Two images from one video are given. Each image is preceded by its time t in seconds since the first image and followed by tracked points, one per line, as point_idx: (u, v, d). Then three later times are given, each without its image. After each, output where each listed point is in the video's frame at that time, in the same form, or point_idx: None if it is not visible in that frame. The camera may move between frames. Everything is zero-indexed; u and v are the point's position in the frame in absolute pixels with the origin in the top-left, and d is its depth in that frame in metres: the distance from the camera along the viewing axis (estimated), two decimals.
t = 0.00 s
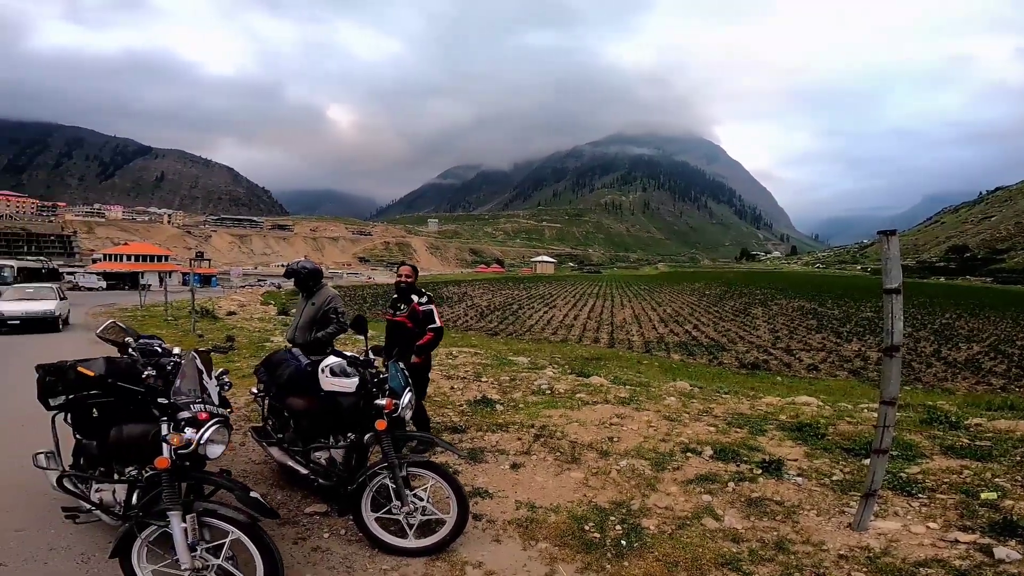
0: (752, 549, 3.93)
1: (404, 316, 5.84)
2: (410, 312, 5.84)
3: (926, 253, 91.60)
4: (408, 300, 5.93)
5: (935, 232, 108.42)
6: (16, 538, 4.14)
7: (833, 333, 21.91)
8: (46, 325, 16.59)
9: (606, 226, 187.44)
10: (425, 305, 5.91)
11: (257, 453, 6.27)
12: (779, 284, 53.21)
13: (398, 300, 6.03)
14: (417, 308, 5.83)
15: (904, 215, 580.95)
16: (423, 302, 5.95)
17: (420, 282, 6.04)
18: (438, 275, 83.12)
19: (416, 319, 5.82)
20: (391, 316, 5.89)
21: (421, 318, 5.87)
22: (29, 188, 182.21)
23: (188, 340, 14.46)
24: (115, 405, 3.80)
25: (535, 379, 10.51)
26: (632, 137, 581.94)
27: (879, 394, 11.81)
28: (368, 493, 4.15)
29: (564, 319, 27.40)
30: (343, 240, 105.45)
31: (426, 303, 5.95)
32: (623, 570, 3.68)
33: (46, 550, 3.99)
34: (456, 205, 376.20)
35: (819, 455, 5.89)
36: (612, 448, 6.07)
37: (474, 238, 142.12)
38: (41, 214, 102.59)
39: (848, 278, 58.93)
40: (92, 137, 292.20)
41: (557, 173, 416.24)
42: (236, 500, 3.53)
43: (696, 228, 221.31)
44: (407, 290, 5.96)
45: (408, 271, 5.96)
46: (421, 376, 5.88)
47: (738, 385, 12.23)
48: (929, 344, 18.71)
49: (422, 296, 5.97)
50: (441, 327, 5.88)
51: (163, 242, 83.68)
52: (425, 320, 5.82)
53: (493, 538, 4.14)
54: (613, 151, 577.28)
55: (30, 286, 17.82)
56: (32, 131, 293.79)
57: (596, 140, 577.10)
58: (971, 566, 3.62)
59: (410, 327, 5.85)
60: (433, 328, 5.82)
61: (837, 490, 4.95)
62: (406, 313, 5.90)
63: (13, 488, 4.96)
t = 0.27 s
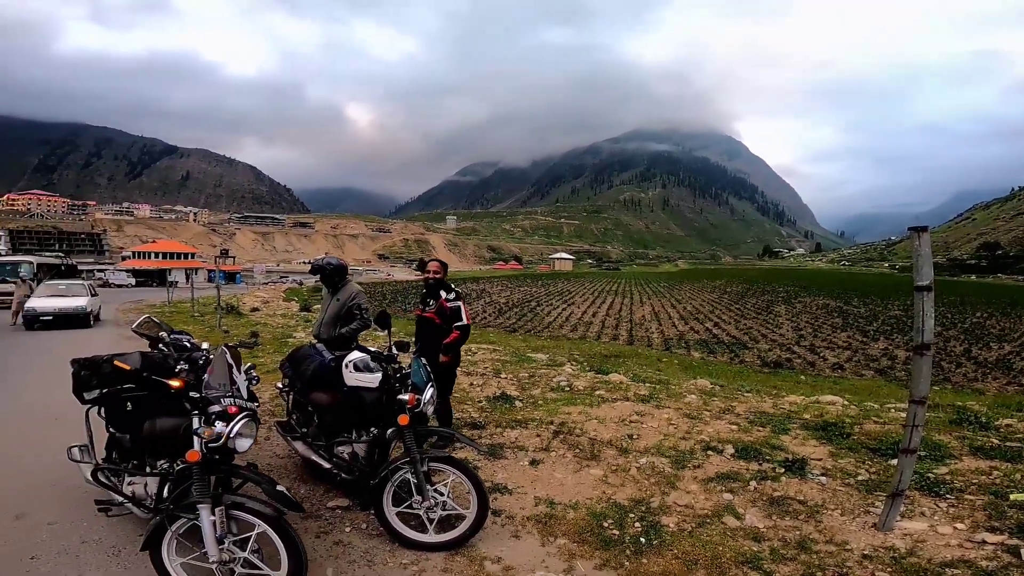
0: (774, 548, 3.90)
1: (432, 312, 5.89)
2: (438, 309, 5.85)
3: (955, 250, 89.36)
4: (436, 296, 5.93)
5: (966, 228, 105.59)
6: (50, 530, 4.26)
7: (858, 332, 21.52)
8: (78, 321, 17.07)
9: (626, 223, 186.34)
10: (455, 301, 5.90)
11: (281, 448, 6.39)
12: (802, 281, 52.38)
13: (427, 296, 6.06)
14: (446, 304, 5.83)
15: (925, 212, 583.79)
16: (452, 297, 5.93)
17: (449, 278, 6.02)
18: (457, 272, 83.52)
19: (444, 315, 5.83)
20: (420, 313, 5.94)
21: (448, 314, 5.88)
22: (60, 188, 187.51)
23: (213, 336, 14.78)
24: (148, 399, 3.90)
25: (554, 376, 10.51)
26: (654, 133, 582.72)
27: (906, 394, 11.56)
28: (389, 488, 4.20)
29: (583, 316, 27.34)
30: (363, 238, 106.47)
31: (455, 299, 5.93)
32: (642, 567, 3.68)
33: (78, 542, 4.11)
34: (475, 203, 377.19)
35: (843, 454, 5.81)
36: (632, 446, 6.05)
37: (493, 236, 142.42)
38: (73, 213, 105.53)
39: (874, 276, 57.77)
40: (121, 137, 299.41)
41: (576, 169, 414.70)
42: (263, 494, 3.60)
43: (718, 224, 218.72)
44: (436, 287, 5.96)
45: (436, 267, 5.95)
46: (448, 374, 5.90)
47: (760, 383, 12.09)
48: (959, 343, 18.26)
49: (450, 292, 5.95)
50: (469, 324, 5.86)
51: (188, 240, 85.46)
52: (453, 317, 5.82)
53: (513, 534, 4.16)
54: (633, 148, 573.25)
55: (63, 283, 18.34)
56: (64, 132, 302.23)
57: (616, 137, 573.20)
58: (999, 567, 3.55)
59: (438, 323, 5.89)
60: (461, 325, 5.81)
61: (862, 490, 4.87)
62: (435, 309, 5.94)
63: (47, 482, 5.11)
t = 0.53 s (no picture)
0: (788, 547, 3.88)
1: (451, 307, 5.89)
2: (457, 303, 5.88)
3: (978, 249, 87.67)
4: (455, 290, 5.96)
5: (990, 227, 103.51)
6: (73, 522, 4.36)
7: (878, 331, 21.21)
8: (101, 315, 17.39)
9: (640, 220, 185.36)
10: (473, 296, 5.93)
11: (298, 441, 6.48)
12: (820, 280, 51.77)
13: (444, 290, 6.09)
14: (465, 299, 5.87)
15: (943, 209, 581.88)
16: (471, 292, 5.97)
17: (466, 272, 6.03)
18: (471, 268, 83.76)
19: (462, 310, 5.87)
20: (439, 309, 5.96)
21: (467, 309, 5.92)
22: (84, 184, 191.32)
23: (232, 330, 14.98)
24: (171, 392, 4.00)
25: (568, 373, 10.51)
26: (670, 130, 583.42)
27: (927, 395, 11.38)
28: (404, 482, 4.24)
29: (597, 313, 27.28)
30: (378, 234, 107.11)
31: (473, 294, 5.96)
32: (655, 564, 3.68)
33: (101, 534, 4.21)
34: (489, 200, 377.60)
35: (862, 454, 5.74)
36: (646, 443, 6.04)
37: (507, 232, 142.58)
38: (96, 209, 107.62)
39: (894, 275, 56.94)
40: (141, 134, 304.32)
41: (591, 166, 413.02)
42: (281, 488, 3.65)
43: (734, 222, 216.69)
44: (454, 281, 6.00)
45: (452, 262, 5.97)
46: (467, 368, 5.97)
47: (777, 382, 11.97)
48: (982, 344, 17.91)
49: (468, 287, 5.97)
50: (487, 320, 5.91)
51: (207, 236, 86.67)
52: (472, 312, 5.87)
53: (526, 529, 4.18)
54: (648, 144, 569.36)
55: (86, 278, 18.70)
56: (87, 129, 307.93)
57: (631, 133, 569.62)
58: (1018, 570, 3.49)
59: (457, 318, 5.91)
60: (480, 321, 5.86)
61: (880, 490, 4.81)
62: (454, 303, 5.98)
63: (71, 475, 5.22)
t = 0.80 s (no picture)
0: (805, 546, 3.84)
1: (464, 304, 5.93)
2: (470, 300, 5.91)
3: (1002, 246, 85.74)
4: (468, 287, 5.98)
5: (1015, 224, 101.07)
6: (97, 517, 4.46)
7: (899, 330, 20.84)
8: (124, 313, 17.74)
9: (655, 217, 184.28)
10: (486, 292, 5.95)
11: (315, 437, 6.55)
12: (839, 277, 51.02)
13: (457, 287, 6.13)
14: (477, 295, 5.89)
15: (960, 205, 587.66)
16: (483, 288, 5.98)
17: (478, 270, 6.06)
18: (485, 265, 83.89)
19: (476, 306, 5.89)
20: (453, 305, 6.00)
21: (480, 305, 5.93)
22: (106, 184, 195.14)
23: (250, 327, 15.20)
24: (194, 387, 4.07)
25: (582, 370, 10.48)
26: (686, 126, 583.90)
27: (950, 394, 11.14)
28: (420, 478, 4.27)
29: (611, 310, 27.18)
30: (393, 231, 107.66)
31: (486, 290, 5.97)
32: (669, 562, 3.67)
33: (124, 528, 4.30)
34: (503, 197, 377.75)
35: (881, 454, 5.65)
36: (661, 441, 6.01)
37: (521, 230, 142.55)
38: (118, 208, 109.73)
39: (915, 272, 55.90)
40: (161, 134, 309.36)
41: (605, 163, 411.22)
42: (300, 482, 3.70)
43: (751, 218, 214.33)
44: (467, 278, 6.03)
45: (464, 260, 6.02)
46: (481, 363, 5.97)
47: (794, 381, 11.83)
48: (1007, 343, 17.50)
49: (480, 283, 5.99)
50: (501, 315, 5.90)
51: (225, 234, 87.93)
52: (485, 308, 5.87)
53: (539, 526, 4.19)
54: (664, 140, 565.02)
55: (109, 275, 19.08)
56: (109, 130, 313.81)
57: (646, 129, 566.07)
58: None
59: (471, 314, 5.93)
60: (494, 316, 5.86)
61: (899, 490, 4.74)
62: (467, 300, 6.00)
63: (94, 471, 5.33)
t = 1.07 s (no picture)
0: (818, 541, 3.81)
1: (466, 298, 5.96)
2: (471, 293, 5.91)
3: None
4: (468, 281, 6.02)
5: None
6: (119, 510, 4.54)
7: (917, 323, 20.57)
8: (143, 309, 18.03)
9: (667, 210, 183.29)
10: (486, 284, 5.93)
11: (330, 430, 6.61)
12: (854, 270, 50.46)
13: (460, 280, 6.16)
14: (478, 288, 5.89)
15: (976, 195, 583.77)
16: (483, 281, 5.98)
17: (478, 262, 6.04)
18: (496, 260, 83.98)
19: (477, 298, 5.89)
20: (455, 300, 6.02)
21: (481, 297, 5.91)
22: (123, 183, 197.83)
23: (265, 322, 15.38)
24: (213, 380, 4.15)
25: (594, 364, 10.47)
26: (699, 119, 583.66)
27: (969, 389, 10.97)
28: (433, 471, 4.29)
29: (623, 304, 27.14)
30: (404, 227, 108.12)
31: (485, 282, 5.94)
32: (680, 555, 3.67)
33: (145, 521, 4.38)
34: (514, 191, 377.40)
35: (897, 448, 5.59)
36: (674, 435, 5.99)
37: (532, 224, 142.43)
38: (135, 207, 111.37)
39: (933, 265, 55.10)
40: (176, 133, 312.89)
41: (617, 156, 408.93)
42: (316, 475, 3.75)
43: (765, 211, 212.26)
44: (468, 272, 6.05)
45: (463, 254, 6.03)
46: (489, 355, 6.01)
47: (810, 375, 11.72)
48: None
49: (480, 276, 6.00)
50: (503, 306, 5.86)
51: (240, 231, 88.89)
52: (486, 300, 5.86)
53: (551, 519, 4.20)
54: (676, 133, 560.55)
55: (128, 272, 19.36)
56: (125, 129, 317.55)
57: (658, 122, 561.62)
58: None
59: (473, 308, 5.94)
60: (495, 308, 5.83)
61: (916, 484, 4.69)
62: (469, 294, 6.01)
63: (114, 465, 5.41)
